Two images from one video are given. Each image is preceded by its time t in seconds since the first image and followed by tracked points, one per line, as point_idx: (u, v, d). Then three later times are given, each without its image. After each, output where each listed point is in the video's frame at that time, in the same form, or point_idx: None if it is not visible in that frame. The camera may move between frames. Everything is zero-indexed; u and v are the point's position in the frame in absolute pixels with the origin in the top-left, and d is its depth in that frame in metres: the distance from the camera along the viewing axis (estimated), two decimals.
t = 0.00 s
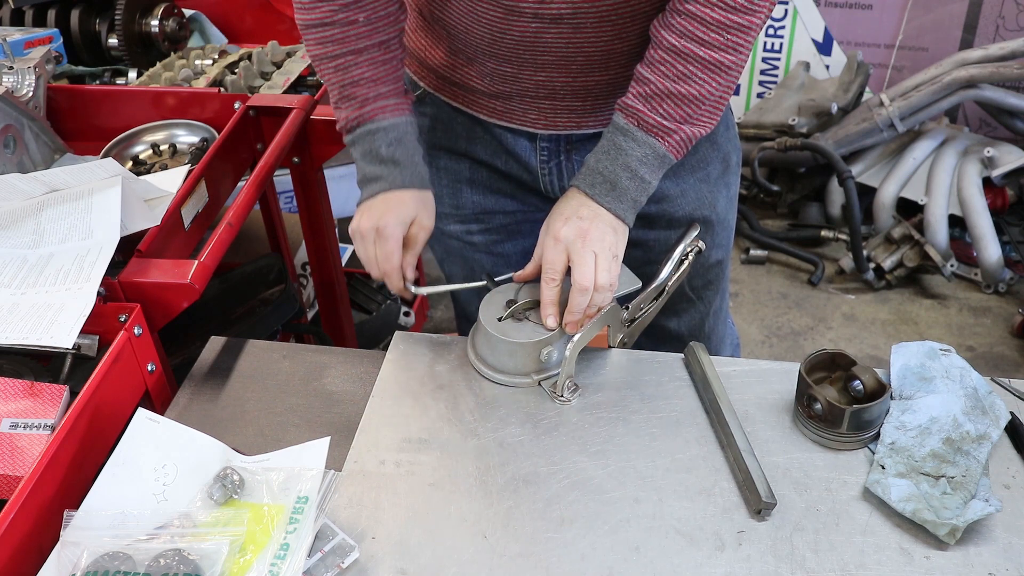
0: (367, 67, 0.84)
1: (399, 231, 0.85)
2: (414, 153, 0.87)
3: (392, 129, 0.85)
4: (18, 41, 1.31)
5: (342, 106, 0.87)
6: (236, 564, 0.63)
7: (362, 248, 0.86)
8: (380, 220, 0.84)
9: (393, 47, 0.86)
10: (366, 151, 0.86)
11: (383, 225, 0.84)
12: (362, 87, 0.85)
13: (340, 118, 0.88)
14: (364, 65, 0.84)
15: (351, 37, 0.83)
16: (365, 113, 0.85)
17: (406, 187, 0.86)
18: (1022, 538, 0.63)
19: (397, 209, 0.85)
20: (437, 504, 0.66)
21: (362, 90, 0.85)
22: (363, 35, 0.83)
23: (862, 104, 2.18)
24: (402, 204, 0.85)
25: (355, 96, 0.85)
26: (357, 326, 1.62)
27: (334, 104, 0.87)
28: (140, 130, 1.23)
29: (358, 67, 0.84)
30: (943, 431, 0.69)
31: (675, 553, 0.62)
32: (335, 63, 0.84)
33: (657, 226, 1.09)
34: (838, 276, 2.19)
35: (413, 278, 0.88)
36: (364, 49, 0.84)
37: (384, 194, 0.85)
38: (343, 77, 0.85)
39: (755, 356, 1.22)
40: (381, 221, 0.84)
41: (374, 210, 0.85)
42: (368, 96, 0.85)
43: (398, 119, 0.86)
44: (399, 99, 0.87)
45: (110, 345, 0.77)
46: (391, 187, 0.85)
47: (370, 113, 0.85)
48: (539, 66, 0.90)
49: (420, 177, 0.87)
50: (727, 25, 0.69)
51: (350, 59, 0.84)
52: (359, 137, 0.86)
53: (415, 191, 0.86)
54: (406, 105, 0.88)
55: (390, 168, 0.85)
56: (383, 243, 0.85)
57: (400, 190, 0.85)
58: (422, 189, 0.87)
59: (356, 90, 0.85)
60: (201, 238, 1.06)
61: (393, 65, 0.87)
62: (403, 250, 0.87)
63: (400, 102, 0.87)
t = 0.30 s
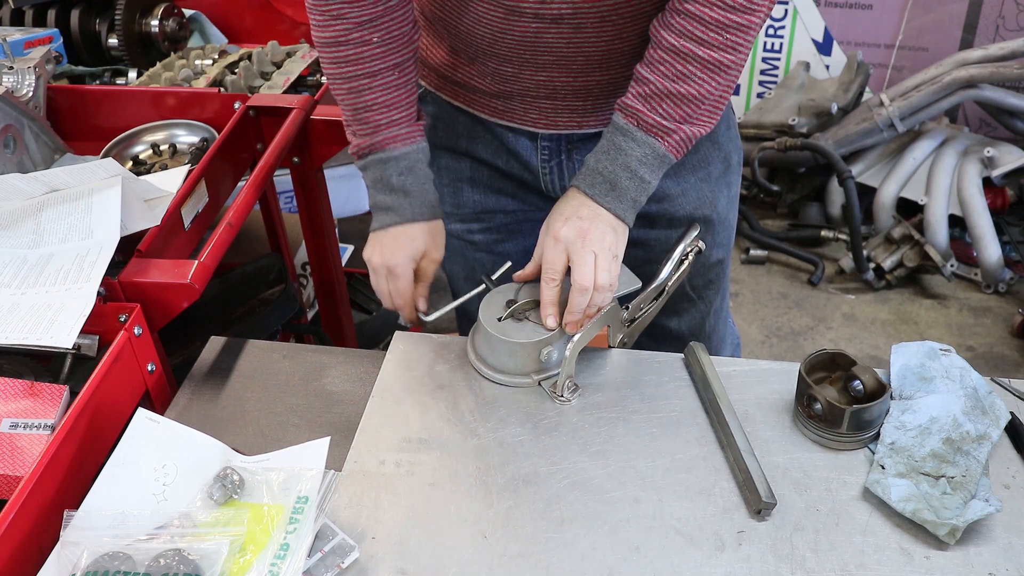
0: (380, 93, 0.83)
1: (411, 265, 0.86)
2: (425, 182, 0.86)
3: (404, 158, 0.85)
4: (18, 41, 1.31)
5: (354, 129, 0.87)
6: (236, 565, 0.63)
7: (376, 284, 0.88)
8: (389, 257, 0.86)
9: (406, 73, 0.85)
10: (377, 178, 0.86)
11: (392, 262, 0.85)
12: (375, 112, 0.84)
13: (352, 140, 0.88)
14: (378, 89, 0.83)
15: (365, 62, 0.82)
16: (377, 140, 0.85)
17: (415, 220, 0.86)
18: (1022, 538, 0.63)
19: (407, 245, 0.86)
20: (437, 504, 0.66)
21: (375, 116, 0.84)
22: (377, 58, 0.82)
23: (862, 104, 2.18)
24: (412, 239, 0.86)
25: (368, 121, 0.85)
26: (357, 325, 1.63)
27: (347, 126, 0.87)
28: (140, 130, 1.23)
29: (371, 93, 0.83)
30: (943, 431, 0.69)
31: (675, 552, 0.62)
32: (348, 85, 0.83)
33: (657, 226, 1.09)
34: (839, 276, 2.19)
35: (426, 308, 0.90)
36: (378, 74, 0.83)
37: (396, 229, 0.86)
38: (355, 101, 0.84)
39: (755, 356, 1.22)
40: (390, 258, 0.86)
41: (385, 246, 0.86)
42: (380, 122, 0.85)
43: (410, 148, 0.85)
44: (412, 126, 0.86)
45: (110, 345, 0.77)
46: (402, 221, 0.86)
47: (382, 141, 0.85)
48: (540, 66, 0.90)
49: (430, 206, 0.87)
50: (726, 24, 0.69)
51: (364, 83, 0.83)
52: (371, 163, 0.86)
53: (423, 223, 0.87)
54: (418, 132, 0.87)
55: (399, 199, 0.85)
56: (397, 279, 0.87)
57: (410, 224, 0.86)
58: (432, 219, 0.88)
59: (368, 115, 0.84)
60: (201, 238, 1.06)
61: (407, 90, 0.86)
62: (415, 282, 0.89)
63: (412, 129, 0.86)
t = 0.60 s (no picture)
0: (407, 109, 0.80)
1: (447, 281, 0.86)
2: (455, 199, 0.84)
3: (433, 176, 0.82)
4: (18, 41, 1.31)
5: (381, 149, 0.83)
6: (236, 564, 0.63)
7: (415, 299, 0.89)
8: (426, 281, 0.86)
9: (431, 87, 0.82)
10: (406, 198, 0.84)
11: (430, 285, 0.86)
12: (402, 129, 0.81)
13: (378, 160, 0.85)
14: (404, 106, 0.80)
15: (392, 77, 0.79)
16: (405, 159, 0.82)
17: (449, 238, 0.85)
18: (1022, 538, 0.63)
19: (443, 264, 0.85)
20: (437, 504, 0.66)
21: (402, 133, 0.81)
22: (402, 73, 0.79)
23: (862, 104, 2.18)
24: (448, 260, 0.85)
25: (395, 139, 0.81)
26: (357, 325, 1.63)
27: (372, 146, 0.84)
28: (140, 130, 1.23)
29: (398, 109, 0.80)
30: (943, 431, 0.69)
31: (675, 552, 0.62)
32: (374, 102, 0.80)
33: (658, 225, 1.09)
34: (839, 276, 2.19)
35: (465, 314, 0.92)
36: (404, 90, 0.80)
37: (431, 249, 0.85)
38: (381, 117, 0.81)
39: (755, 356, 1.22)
40: (427, 281, 0.86)
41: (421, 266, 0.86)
42: (407, 139, 0.81)
43: (439, 165, 0.83)
44: (439, 143, 0.83)
45: (110, 345, 0.77)
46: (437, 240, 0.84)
47: (410, 160, 0.82)
48: (540, 66, 0.90)
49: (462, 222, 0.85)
50: (725, 23, 0.69)
51: (390, 99, 0.80)
52: (400, 183, 0.83)
53: (455, 240, 0.85)
54: (445, 149, 0.84)
55: (432, 218, 0.84)
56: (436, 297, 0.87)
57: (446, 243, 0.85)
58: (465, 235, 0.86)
59: (395, 132, 0.81)
60: (201, 238, 1.06)
61: (432, 105, 0.83)
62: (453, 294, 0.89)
63: (439, 146, 0.83)
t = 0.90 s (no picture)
0: (419, 107, 0.80)
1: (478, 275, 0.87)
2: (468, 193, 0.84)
3: (448, 173, 0.82)
4: (18, 41, 1.31)
5: (394, 149, 0.83)
6: (236, 564, 0.63)
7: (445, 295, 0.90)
8: (457, 280, 0.87)
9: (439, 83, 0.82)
10: (422, 197, 0.83)
11: (461, 283, 0.87)
12: (414, 128, 0.80)
13: (392, 160, 0.84)
14: (416, 104, 0.79)
15: (402, 75, 0.78)
16: (419, 158, 0.81)
17: (469, 233, 0.85)
18: (1022, 538, 0.63)
19: (467, 261, 0.86)
20: (437, 503, 0.66)
21: (415, 131, 0.80)
22: (412, 72, 0.78)
23: (862, 104, 2.18)
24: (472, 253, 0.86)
25: (408, 137, 0.81)
26: (356, 325, 1.63)
27: (386, 147, 0.83)
28: (140, 130, 1.23)
29: (409, 106, 0.79)
30: (943, 431, 0.69)
31: (675, 552, 0.62)
32: (384, 102, 0.79)
33: (657, 226, 1.09)
34: (839, 276, 2.19)
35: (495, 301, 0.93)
36: (414, 88, 0.79)
37: (455, 244, 0.85)
38: (393, 117, 0.80)
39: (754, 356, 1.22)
40: (458, 281, 0.87)
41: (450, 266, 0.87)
42: (421, 137, 0.81)
43: (454, 162, 0.82)
44: (451, 140, 0.83)
45: (110, 345, 0.77)
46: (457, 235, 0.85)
47: (425, 158, 0.81)
48: (539, 66, 0.90)
49: (478, 215, 0.85)
50: (725, 23, 0.69)
51: (401, 98, 0.79)
52: (415, 182, 0.83)
53: (475, 234, 0.86)
54: (457, 145, 0.84)
55: (450, 215, 0.84)
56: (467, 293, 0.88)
57: (467, 238, 0.85)
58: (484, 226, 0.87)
59: (407, 131, 0.80)
60: (201, 238, 1.06)
61: (442, 102, 0.82)
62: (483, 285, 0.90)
63: (452, 143, 0.82)
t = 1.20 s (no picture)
0: (417, 71, 0.79)
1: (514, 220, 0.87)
2: (486, 141, 0.84)
3: (460, 128, 0.81)
4: (18, 41, 1.31)
5: (403, 117, 0.83)
6: (236, 564, 0.63)
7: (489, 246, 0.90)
8: (496, 229, 0.87)
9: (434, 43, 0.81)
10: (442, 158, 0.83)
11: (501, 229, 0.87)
12: (418, 92, 0.80)
13: (404, 128, 0.84)
14: (414, 69, 0.79)
15: (395, 45, 0.77)
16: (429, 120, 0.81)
17: (499, 180, 0.85)
18: (1022, 538, 0.63)
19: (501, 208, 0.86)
20: (438, 503, 0.66)
21: (419, 95, 0.80)
22: (404, 39, 0.78)
23: (862, 104, 2.18)
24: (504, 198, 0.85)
25: (413, 104, 0.80)
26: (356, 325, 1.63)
27: (395, 117, 0.83)
28: (140, 130, 1.23)
29: (409, 72, 0.78)
30: (943, 431, 0.69)
31: (675, 553, 0.62)
32: (383, 74, 0.79)
33: (656, 227, 1.09)
34: (839, 276, 2.19)
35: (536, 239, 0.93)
36: (410, 54, 0.78)
37: (486, 196, 0.85)
38: (395, 86, 0.80)
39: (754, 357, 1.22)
40: (497, 230, 0.87)
41: (483, 217, 0.87)
42: (426, 100, 0.80)
43: (462, 116, 0.82)
44: (455, 94, 0.82)
45: (110, 345, 0.77)
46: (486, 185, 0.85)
47: (435, 119, 0.81)
48: (538, 66, 0.90)
49: (501, 160, 0.85)
50: (725, 23, 0.69)
51: (398, 66, 0.78)
52: (431, 144, 0.83)
53: (505, 179, 0.85)
54: (464, 98, 0.83)
55: (472, 167, 0.83)
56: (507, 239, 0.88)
57: (497, 186, 0.85)
58: (510, 169, 0.86)
59: (412, 96, 0.80)
60: (201, 238, 1.06)
61: (441, 61, 0.81)
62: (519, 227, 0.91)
63: (457, 98, 0.82)
